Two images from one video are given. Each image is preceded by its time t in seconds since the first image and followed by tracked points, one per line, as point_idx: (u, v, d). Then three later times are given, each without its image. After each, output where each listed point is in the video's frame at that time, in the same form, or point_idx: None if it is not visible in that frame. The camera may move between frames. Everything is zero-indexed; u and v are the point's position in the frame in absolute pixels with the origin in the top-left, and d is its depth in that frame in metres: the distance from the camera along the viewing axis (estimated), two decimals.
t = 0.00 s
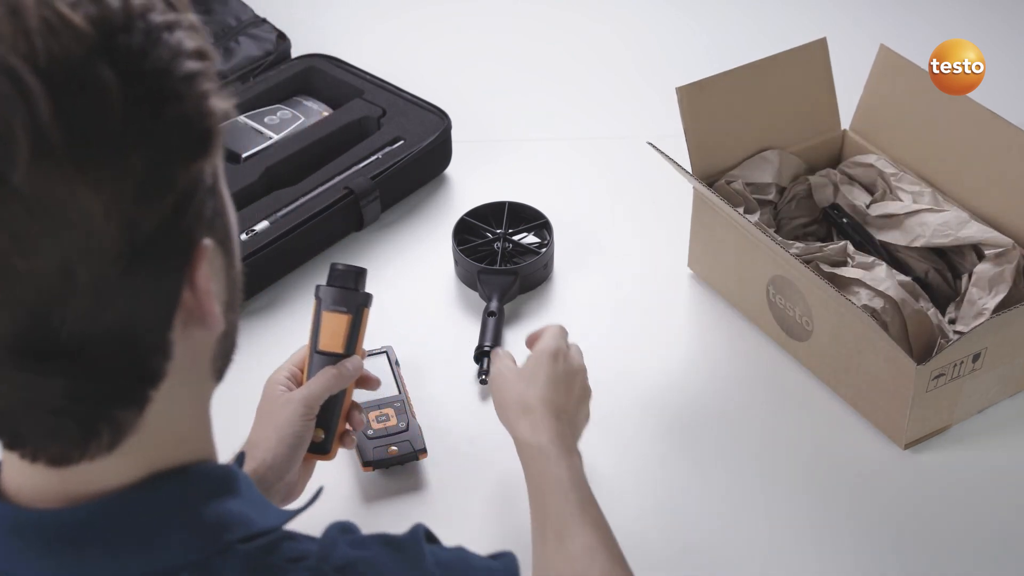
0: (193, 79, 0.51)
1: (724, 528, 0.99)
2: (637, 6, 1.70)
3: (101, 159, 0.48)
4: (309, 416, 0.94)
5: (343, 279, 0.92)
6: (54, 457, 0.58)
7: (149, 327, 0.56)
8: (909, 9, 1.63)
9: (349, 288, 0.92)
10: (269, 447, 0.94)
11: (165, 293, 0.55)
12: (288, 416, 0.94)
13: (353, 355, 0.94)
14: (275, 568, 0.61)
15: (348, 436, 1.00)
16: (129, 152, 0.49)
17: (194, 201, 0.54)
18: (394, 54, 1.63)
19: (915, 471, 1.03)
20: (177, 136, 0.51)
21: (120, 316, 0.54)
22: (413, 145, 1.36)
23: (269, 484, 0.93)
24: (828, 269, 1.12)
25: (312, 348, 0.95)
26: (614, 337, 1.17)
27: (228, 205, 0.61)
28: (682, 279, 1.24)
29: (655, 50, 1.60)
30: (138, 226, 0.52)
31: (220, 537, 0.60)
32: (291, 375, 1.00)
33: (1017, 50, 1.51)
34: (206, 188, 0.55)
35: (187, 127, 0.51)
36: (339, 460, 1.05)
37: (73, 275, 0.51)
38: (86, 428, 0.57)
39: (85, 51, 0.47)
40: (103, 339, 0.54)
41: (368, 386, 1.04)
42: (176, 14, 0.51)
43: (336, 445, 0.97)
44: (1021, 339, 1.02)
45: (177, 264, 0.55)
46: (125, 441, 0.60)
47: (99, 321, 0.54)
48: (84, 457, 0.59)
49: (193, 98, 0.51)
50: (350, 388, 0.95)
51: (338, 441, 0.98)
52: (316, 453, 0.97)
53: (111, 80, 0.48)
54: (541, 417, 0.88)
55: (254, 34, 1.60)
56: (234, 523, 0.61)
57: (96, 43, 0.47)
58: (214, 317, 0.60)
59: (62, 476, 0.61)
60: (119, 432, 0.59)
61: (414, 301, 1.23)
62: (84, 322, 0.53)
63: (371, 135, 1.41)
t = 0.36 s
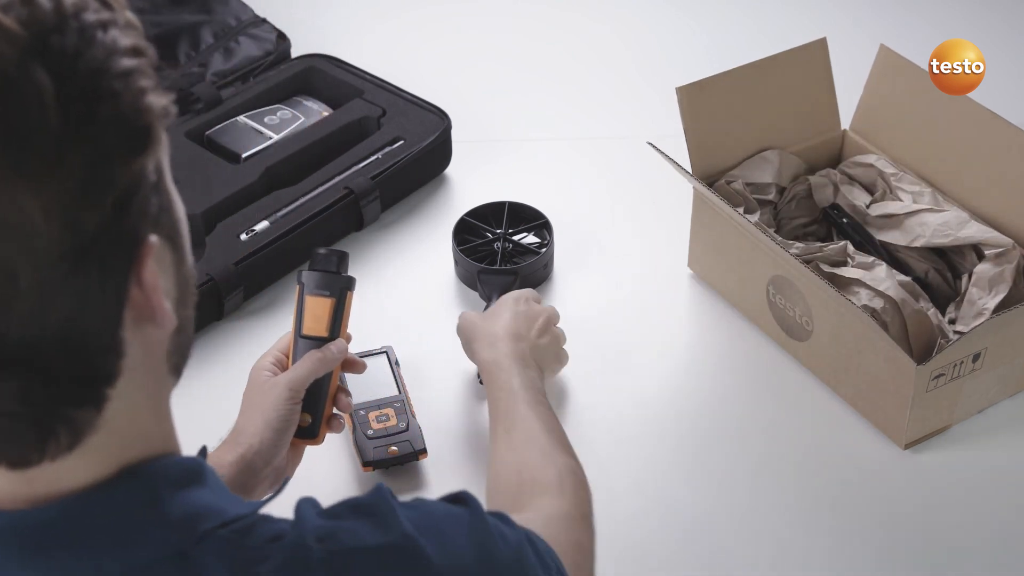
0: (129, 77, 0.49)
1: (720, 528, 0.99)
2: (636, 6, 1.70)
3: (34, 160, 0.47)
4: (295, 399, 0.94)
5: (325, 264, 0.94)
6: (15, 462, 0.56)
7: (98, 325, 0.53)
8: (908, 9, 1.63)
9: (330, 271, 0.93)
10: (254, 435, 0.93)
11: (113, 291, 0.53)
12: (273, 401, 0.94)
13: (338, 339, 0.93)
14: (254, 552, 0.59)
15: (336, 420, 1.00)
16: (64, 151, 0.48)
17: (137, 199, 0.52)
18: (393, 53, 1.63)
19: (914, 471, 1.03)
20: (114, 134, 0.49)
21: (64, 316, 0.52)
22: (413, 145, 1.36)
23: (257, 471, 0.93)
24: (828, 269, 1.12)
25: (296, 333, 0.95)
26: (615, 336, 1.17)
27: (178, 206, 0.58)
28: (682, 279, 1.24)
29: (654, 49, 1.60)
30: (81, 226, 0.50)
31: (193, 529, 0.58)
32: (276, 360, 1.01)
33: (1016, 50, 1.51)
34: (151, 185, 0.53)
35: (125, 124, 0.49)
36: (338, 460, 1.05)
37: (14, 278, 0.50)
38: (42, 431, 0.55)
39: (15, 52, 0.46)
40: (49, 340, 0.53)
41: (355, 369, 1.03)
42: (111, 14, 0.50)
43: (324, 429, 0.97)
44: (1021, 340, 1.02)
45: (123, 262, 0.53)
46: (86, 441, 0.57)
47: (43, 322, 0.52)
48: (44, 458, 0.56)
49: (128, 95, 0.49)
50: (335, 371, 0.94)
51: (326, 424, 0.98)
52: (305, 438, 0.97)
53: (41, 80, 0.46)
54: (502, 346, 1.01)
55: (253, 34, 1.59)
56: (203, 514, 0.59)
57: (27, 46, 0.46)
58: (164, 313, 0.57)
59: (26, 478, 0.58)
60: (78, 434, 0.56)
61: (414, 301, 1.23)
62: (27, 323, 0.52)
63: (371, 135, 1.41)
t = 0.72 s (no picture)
0: (105, 69, 0.49)
1: (718, 528, 0.99)
2: (636, 6, 1.70)
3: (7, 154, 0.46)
4: (297, 401, 0.94)
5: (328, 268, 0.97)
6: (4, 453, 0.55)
7: (78, 319, 0.53)
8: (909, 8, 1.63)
9: (334, 275, 0.97)
10: (255, 436, 0.93)
11: (94, 284, 0.52)
12: (275, 400, 0.94)
13: (341, 342, 0.96)
14: (250, 534, 0.57)
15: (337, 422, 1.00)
16: (39, 145, 0.47)
17: (117, 191, 0.52)
18: (393, 53, 1.63)
19: (913, 471, 1.03)
20: (89, 127, 0.49)
21: (43, 310, 0.51)
22: (413, 145, 1.36)
23: (259, 470, 0.93)
24: (828, 269, 1.12)
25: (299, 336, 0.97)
26: (615, 336, 1.17)
27: (165, 202, 0.57)
28: (682, 278, 1.24)
29: (655, 49, 1.60)
30: (58, 219, 0.50)
31: (190, 515, 0.57)
32: (279, 362, 1.01)
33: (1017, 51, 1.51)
34: (132, 177, 0.53)
35: (101, 117, 0.49)
36: (338, 460, 1.05)
37: None
38: (28, 423, 0.54)
39: None
40: (27, 333, 0.52)
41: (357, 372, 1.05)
42: (88, 6, 0.49)
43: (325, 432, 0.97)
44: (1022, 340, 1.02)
45: (105, 254, 0.52)
46: (76, 432, 0.56)
47: (20, 317, 0.51)
48: (33, 451, 0.55)
49: (103, 87, 0.49)
50: (337, 373, 0.96)
51: (326, 428, 0.98)
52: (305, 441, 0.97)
53: (15, 74, 0.46)
54: (496, 329, 1.03)
55: (253, 34, 1.59)
56: (199, 500, 0.58)
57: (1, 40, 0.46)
58: (149, 305, 0.56)
59: (15, 470, 0.57)
60: (67, 428, 0.55)
61: (414, 301, 1.23)
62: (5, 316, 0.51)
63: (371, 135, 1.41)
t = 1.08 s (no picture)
0: (138, 75, 0.50)
1: (722, 528, 0.99)
2: (636, 6, 1.70)
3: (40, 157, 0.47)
4: (303, 412, 0.94)
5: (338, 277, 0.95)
6: (21, 457, 0.55)
7: (102, 322, 0.53)
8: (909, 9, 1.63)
9: (345, 285, 0.95)
10: (261, 443, 0.93)
11: (119, 288, 0.53)
12: (281, 409, 0.94)
13: (350, 352, 0.94)
14: (263, 544, 0.58)
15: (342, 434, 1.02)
16: (72, 148, 0.48)
17: (146, 196, 0.53)
18: (393, 53, 1.63)
19: (913, 471, 1.03)
20: (119, 131, 0.50)
21: (69, 312, 0.52)
22: (413, 145, 1.36)
23: (263, 479, 0.93)
24: (828, 269, 1.12)
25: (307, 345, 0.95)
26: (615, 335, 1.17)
27: (189, 205, 0.59)
28: (682, 278, 1.24)
29: (655, 49, 1.60)
30: (86, 223, 0.50)
31: (202, 522, 0.58)
32: (287, 370, 1.01)
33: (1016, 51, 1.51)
34: (159, 182, 0.54)
35: (132, 122, 0.50)
36: (339, 460, 1.05)
37: (18, 276, 0.50)
38: (47, 426, 0.54)
39: (25, 49, 0.46)
40: (52, 337, 0.53)
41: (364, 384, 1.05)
42: (122, 10, 0.50)
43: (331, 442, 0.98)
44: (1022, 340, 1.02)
45: (129, 258, 0.53)
46: (95, 437, 0.57)
47: (47, 320, 0.52)
48: (53, 455, 0.56)
49: (135, 92, 0.50)
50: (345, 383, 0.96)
51: (332, 437, 0.98)
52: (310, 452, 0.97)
53: (50, 78, 0.47)
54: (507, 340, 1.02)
55: (253, 34, 1.59)
56: (212, 507, 0.59)
57: (37, 43, 0.46)
58: (171, 310, 0.57)
59: (32, 472, 0.57)
60: (85, 434, 0.56)
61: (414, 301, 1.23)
62: (32, 320, 0.51)
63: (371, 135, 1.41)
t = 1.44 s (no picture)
0: (212, 87, 0.51)
1: (736, 527, 0.99)
2: (635, 6, 1.70)
3: (117, 167, 0.48)
4: (314, 429, 0.94)
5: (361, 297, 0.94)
6: (65, 457, 0.56)
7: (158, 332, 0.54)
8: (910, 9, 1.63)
9: (367, 304, 0.93)
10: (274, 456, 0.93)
11: (175, 300, 0.54)
12: (294, 426, 0.93)
13: (366, 372, 0.94)
14: (294, 557, 0.58)
15: (354, 451, 1.00)
16: (147, 158, 0.49)
17: (209, 210, 0.54)
18: (394, 53, 1.63)
19: (913, 471, 1.03)
20: (192, 142, 0.51)
21: (129, 323, 0.53)
22: (413, 145, 1.36)
23: (273, 493, 0.92)
24: (828, 269, 1.12)
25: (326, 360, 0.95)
26: (616, 336, 1.17)
27: (243, 215, 0.60)
28: (682, 278, 1.24)
29: (654, 49, 1.60)
30: (153, 235, 0.51)
31: (234, 531, 0.58)
32: (303, 387, 1.01)
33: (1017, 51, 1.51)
34: (221, 196, 0.55)
35: (204, 134, 0.51)
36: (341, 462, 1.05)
37: (86, 285, 0.50)
38: (94, 429, 0.55)
39: (105, 58, 0.47)
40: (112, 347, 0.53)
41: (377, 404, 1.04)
42: (194, 20, 0.52)
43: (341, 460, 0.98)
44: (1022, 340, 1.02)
45: (190, 270, 0.54)
46: (139, 442, 0.58)
47: (110, 329, 0.52)
48: (97, 456, 0.57)
49: (209, 104, 0.51)
50: (358, 402, 0.95)
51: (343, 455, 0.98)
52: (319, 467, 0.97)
53: (130, 88, 0.48)
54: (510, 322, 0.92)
55: (253, 34, 1.59)
56: (244, 517, 0.58)
57: (114, 50, 0.48)
58: (224, 319, 0.59)
59: (76, 471, 0.58)
60: (130, 435, 0.57)
61: (414, 301, 1.23)
62: (96, 329, 0.52)
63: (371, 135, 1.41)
